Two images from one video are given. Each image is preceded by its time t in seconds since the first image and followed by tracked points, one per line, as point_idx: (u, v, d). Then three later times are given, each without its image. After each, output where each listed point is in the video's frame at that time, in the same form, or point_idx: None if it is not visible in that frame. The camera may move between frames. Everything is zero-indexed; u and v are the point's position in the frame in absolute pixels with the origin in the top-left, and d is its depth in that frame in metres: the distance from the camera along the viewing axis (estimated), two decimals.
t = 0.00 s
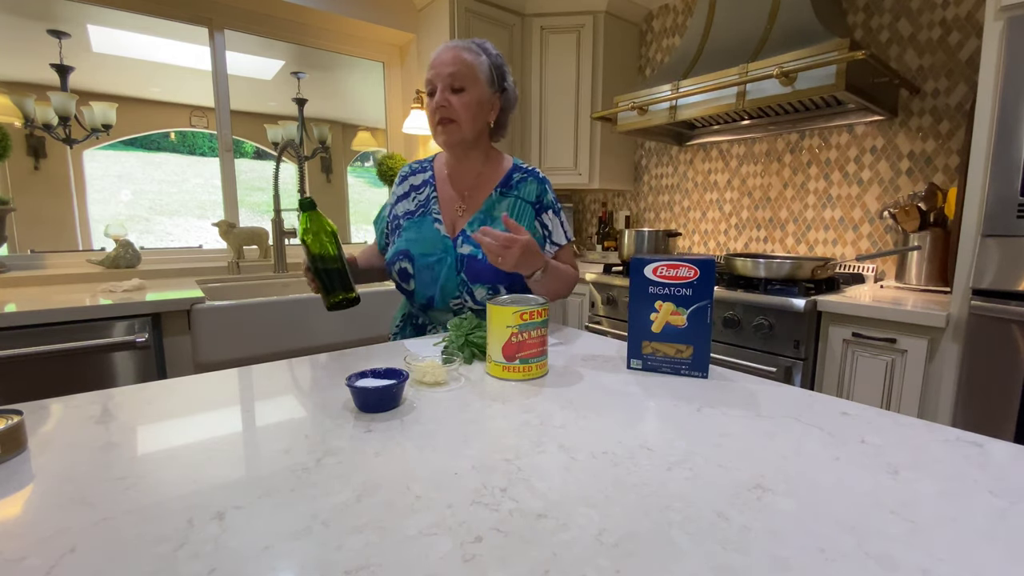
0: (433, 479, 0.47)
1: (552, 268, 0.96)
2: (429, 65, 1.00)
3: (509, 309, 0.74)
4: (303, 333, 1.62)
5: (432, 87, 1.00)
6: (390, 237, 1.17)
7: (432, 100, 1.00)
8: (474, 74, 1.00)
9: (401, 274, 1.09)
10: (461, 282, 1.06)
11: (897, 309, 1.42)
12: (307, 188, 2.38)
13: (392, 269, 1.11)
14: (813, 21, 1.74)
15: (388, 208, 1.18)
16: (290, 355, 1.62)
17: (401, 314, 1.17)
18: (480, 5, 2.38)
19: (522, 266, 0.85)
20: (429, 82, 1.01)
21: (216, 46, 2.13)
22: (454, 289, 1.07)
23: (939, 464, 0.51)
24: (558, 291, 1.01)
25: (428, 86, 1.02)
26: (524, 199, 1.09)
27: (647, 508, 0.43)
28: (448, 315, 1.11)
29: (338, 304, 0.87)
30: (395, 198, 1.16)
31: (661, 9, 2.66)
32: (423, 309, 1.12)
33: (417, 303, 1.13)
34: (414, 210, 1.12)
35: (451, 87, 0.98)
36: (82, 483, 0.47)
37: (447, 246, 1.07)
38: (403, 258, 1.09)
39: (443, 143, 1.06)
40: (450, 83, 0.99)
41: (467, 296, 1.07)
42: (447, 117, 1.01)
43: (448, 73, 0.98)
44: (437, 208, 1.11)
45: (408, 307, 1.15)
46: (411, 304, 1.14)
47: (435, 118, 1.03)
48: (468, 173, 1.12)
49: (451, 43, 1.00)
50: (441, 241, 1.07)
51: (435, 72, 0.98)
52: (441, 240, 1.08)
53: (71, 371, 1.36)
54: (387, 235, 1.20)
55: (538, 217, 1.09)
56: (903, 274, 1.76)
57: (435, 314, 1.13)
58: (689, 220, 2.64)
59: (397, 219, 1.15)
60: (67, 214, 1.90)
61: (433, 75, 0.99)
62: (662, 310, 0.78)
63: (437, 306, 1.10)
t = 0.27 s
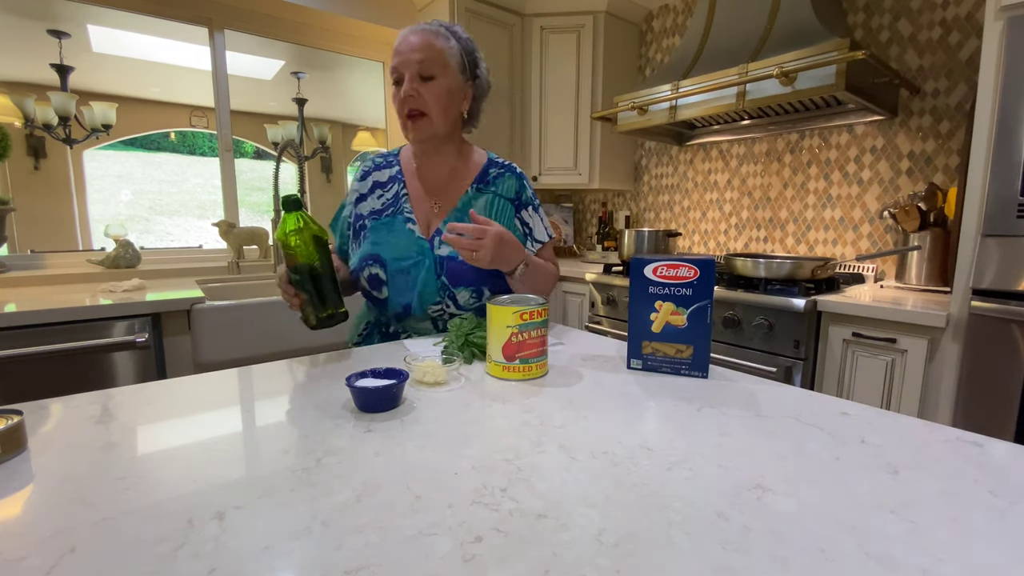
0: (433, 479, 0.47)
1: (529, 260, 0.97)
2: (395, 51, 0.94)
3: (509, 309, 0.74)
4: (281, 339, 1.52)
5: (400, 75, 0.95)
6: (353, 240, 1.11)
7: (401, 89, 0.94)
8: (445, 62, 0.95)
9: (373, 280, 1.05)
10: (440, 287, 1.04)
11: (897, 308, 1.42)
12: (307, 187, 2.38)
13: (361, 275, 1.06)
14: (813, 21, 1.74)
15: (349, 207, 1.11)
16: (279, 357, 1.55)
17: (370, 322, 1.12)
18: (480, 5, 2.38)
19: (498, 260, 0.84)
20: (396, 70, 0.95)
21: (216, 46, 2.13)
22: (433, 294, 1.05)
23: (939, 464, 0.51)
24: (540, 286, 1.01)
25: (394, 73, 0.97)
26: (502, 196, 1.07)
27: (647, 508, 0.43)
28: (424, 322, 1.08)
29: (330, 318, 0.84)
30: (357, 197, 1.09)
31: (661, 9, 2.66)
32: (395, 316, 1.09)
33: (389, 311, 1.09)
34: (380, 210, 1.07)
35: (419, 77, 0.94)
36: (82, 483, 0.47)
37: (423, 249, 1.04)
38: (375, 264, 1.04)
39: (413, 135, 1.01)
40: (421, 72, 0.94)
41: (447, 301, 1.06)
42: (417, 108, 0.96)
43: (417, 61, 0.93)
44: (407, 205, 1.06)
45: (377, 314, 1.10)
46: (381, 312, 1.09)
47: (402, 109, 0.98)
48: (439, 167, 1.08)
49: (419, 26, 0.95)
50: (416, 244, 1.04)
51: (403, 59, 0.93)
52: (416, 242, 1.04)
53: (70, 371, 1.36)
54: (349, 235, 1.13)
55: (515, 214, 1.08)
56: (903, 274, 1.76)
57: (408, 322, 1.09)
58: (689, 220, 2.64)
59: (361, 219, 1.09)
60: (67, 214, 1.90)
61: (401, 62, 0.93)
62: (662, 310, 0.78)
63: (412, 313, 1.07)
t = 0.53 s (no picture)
0: (433, 479, 0.47)
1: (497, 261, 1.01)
2: (320, 36, 0.90)
3: (509, 309, 0.74)
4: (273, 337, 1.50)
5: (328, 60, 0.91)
6: (283, 253, 0.95)
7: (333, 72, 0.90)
8: (376, 46, 0.93)
9: (331, 291, 0.92)
10: (414, 285, 0.98)
11: (898, 308, 1.42)
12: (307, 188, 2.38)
13: (315, 289, 0.92)
14: (813, 21, 1.74)
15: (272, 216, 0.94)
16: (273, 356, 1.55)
17: (322, 344, 0.98)
18: (480, 6, 2.38)
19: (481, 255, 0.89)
20: (326, 55, 0.91)
21: (216, 46, 2.13)
22: (407, 296, 0.98)
23: (939, 464, 0.51)
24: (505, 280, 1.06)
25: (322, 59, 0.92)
26: (450, 188, 1.06)
27: (648, 509, 0.43)
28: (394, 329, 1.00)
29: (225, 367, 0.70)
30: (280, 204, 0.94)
31: (661, 9, 2.66)
32: (360, 329, 0.98)
33: (352, 325, 0.97)
34: (317, 214, 0.94)
35: (347, 61, 0.90)
36: (81, 483, 0.47)
37: (387, 249, 0.95)
38: (331, 273, 0.92)
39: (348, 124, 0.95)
40: (353, 55, 0.91)
41: (422, 299, 1.00)
42: (350, 94, 0.92)
43: (347, 44, 0.90)
44: (351, 203, 0.96)
45: (333, 332, 0.98)
46: (339, 328, 0.97)
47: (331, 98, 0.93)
48: (376, 161, 1.02)
49: (344, 9, 0.91)
50: (376, 245, 0.94)
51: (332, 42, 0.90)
52: (375, 242, 0.94)
53: (70, 371, 1.36)
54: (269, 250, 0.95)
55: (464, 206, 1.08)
56: (903, 274, 1.76)
57: (373, 334, 0.99)
58: (689, 220, 2.64)
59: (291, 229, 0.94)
60: (67, 214, 1.90)
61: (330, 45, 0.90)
62: (662, 310, 0.78)
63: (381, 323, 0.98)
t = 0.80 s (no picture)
0: (433, 479, 0.47)
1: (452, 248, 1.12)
2: (239, 17, 0.85)
3: (509, 309, 0.74)
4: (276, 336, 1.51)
5: (254, 44, 0.86)
6: (238, 267, 0.87)
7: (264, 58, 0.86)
8: (304, 29, 0.90)
9: (318, 295, 0.89)
10: (398, 276, 0.98)
11: (898, 308, 1.42)
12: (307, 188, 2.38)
13: (298, 298, 0.88)
14: (813, 21, 1.74)
15: (215, 227, 0.85)
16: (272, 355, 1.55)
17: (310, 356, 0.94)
18: (480, 6, 2.38)
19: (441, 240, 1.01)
20: (252, 38, 0.86)
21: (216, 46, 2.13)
22: (391, 289, 0.98)
23: (939, 464, 0.51)
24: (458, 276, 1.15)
25: (247, 44, 0.87)
26: (396, 172, 1.08)
27: (648, 508, 0.43)
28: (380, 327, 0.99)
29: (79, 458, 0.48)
30: (224, 214, 0.86)
31: (661, 9, 2.66)
32: (349, 332, 0.95)
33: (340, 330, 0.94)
34: (272, 218, 0.89)
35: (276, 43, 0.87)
36: (79, 484, 0.46)
37: (362, 243, 0.93)
38: (314, 278, 0.89)
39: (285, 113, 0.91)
40: (282, 38, 0.87)
41: (405, 290, 1.01)
42: (285, 81, 0.88)
43: (274, 26, 0.86)
44: (306, 201, 0.92)
45: (319, 341, 0.94)
46: (324, 336, 0.94)
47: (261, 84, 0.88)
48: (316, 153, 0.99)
49: None
50: (351, 241, 0.92)
51: (256, 24, 0.85)
52: (349, 238, 0.92)
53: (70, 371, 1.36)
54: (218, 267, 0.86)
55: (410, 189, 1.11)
56: (903, 274, 1.76)
57: (361, 335, 0.97)
58: (689, 220, 2.64)
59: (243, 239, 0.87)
60: (67, 214, 1.90)
61: (255, 27, 0.85)
62: (663, 310, 0.78)
63: (369, 323, 0.96)
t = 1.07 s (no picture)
0: (433, 479, 0.47)
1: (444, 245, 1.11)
2: (201, 9, 0.84)
3: (509, 309, 0.74)
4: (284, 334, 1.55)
5: (220, 38, 0.86)
6: (221, 273, 0.84)
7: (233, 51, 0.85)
8: (268, 20, 0.89)
9: (314, 295, 0.88)
10: (389, 270, 0.98)
11: (898, 308, 1.42)
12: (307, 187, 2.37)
13: (295, 300, 0.87)
14: (813, 21, 1.74)
15: (194, 232, 0.82)
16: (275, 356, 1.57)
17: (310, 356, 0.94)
18: (481, 6, 2.38)
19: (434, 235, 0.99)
20: (216, 32, 0.85)
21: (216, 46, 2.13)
22: (384, 283, 0.97)
23: (939, 463, 0.51)
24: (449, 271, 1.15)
25: (211, 38, 0.86)
26: (375, 167, 1.08)
27: (647, 508, 0.43)
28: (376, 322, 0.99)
29: None
30: (204, 219, 0.84)
31: (661, 9, 2.66)
32: (347, 330, 0.95)
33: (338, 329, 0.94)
34: (254, 218, 0.87)
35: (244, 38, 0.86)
36: (79, 484, 0.46)
37: (352, 239, 0.92)
38: (308, 278, 0.88)
39: (257, 107, 0.91)
40: (247, 30, 0.87)
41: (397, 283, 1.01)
42: (255, 74, 0.88)
43: (238, 17, 0.85)
44: (290, 198, 0.91)
45: (317, 341, 0.93)
46: (321, 336, 0.93)
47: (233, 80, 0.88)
48: (290, 147, 0.98)
49: None
50: (340, 238, 0.91)
51: (220, 16, 0.84)
52: (338, 235, 0.91)
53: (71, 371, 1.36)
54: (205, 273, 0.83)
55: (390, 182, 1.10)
56: (903, 274, 1.76)
57: (358, 333, 0.97)
58: (689, 220, 2.64)
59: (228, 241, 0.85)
60: (67, 214, 1.90)
61: (218, 20, 0.84)
62: (663, 310, 0.78)
63: (365, 320, 0.96)
